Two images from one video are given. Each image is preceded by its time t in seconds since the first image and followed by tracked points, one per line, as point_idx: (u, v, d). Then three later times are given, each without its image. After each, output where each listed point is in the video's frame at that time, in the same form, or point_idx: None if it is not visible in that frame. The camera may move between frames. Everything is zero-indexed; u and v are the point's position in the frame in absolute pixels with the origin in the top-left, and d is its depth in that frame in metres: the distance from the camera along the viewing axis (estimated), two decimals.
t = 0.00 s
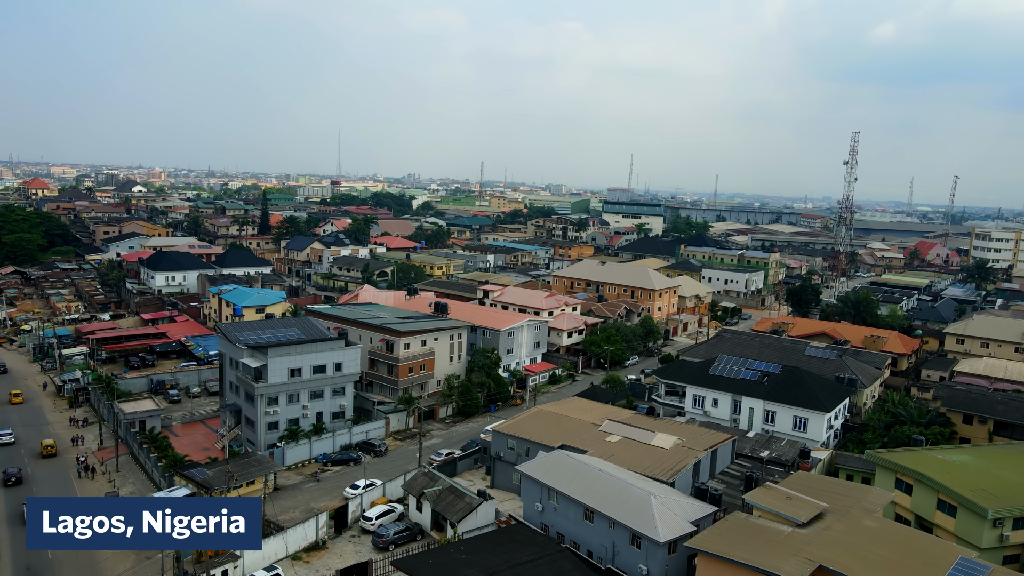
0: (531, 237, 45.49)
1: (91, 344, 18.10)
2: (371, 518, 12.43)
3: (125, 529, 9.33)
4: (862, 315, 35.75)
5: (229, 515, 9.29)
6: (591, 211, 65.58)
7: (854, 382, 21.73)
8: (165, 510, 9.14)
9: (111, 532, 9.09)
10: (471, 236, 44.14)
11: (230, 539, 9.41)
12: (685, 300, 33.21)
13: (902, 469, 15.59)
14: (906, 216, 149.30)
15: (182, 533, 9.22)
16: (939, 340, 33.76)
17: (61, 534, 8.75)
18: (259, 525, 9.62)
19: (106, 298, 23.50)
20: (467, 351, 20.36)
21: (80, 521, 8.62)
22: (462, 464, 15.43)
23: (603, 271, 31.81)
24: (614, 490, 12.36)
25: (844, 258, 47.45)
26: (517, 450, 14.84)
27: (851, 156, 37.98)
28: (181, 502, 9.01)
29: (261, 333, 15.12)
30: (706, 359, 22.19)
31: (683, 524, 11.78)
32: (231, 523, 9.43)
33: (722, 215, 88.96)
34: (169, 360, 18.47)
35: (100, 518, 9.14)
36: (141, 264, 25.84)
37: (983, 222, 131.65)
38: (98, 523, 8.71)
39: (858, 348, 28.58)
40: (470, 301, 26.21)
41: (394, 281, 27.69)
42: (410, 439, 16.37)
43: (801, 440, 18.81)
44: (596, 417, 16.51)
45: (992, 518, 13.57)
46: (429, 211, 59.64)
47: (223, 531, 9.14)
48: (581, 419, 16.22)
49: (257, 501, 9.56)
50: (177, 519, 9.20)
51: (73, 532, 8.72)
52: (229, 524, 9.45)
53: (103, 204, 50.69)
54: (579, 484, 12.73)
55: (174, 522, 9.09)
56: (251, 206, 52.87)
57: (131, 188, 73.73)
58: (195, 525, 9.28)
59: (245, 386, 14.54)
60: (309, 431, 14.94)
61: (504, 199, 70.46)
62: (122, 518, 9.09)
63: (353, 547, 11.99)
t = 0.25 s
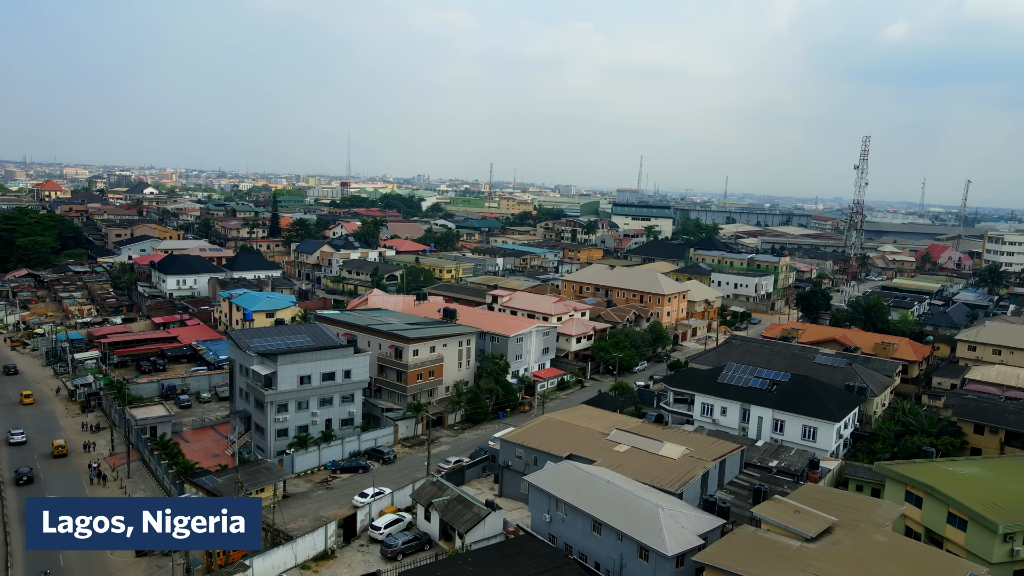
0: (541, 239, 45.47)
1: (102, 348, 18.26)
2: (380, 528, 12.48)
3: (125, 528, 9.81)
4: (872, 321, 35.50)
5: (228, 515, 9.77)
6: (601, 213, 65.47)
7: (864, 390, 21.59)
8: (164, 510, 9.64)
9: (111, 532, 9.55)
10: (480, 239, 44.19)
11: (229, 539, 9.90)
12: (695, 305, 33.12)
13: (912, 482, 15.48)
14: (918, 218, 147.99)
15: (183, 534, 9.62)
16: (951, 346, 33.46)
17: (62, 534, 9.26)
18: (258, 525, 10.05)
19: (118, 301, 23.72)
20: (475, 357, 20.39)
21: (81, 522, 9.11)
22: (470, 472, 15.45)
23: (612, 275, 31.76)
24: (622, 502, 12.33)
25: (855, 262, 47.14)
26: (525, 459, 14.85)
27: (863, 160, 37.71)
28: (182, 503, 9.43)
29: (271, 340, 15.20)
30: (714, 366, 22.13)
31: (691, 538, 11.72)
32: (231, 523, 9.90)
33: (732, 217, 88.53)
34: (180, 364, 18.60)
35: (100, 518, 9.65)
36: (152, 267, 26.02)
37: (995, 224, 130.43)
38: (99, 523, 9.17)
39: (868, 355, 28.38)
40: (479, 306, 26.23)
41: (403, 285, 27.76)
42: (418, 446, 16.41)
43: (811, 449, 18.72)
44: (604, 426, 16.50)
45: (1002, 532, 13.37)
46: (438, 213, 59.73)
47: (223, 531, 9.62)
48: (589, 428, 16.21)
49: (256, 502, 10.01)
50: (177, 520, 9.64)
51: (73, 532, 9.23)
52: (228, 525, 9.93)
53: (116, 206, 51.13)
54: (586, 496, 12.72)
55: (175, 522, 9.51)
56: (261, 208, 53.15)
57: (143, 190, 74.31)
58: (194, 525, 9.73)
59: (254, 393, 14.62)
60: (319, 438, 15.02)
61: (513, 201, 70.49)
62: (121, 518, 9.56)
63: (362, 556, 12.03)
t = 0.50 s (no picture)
0: (550, 243, 45.42)
1: (115, 353, 18.43)
2: (388, 538, 12.52)
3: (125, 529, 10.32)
4: (884, 327, 35.23)
5: (228, 515, 10.38)
6: (610, 215, 65.32)
7: (874, 400, 21.43)
8: (164, 510, 10.23)
9: (111, 532, 10.08)
10: (490, 241, 44.21)
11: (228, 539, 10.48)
12: (704, 310, 33.00)
13: (922, 496, 15.39)
14: (931, 219, 146.68)
15: (182, 533, 10.28)
16: (963, 353, 33.15)
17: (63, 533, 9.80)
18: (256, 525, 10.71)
19: (130, 305, 23.93)
20: (485, 364, 20.41)
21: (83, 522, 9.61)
22: (479, 482, 15.47)
23: (622, 281, 31.71)
24: (630, 516, 12.29)
25: (867, 267, 46.80)
26: (533, 470, 14.87)
27: (874, 166, 37.42)
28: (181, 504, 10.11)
29: (282, 348, 15.30)
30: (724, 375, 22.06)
31: (699, 553, 11.64)
32: (230, 523, 10.48)
33: (743, 219, 88.08)
34: (191, 369, 18.74)
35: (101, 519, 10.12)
36: (164, 271, 26.21)
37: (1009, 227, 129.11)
38: (99, 523, 9.67)
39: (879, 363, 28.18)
40: (488, 311, 26.26)
41: (413, 289, 27.82)
42: (427, 454, 16.45)
43: (820, 460, 18.61)
44: (613, 436, 16.48)
45: (1012, 549, 13.24)
46: (448, 215, 59.80)
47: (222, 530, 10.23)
48: (598, 439, 16.20)
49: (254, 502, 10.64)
50: (177, 520, 10.27)
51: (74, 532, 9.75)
52: (227, 524, 10.46)
53: (128, 208, 51.54)
54: (594, 509, 12.69)
55: (174, 522, 10.15)
56: (272, 210, 53.40)
57: (155, 192, 74.73)
58: (194, 525, 10.36)
59: (265, 401, 14.70)
60: (328, 446, 15.08)
61: (523, 202, 70.42)
62: (122, 519, 10.06)
63: (370, 567, 12.07)
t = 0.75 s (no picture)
0: (558, 245, 45.36)
1: (125, 357, 18.56)
2: (396, 548, 12.54)
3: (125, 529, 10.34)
4: (893, 333, 35.00)
5: (228, 515, 10.38)
6: (619, 217, 65.17)
7: (884, 409, 21.30)
8: (164, 510, 10.22)
9: (111, 532, 10.10)
10: (498, 244, 44.21)
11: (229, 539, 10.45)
12: (712, 314, 32.89)
13: (931, 509, 15.30)
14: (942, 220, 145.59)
15: (182, 533, 10.33)
16: (974, 359, 32.86)
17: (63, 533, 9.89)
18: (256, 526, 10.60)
19: (141, 308, 24.11)
20: (492, 369, 20.43)
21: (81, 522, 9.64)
22: (486, 489, 15.48)
23: (630, 285, 31.64)
24: (636, 528, 12.25)
25: (877, 270, 46.48)
26: (540, 479, 14.86)
27: (884, 170, 37.14)
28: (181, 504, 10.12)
29: (290, 355, 15.38)
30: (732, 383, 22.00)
31: (706, 565, 11.57)
32: (230, 522, 10.48)
33: (752, 220, 87.64)
34: (201, 373, 18.85)
35: (101, 518, 10.17)
36: (174, 274, 26.38)
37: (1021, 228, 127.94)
38: (98, 522, 9.69)
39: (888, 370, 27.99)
40: (496, 315, 26.25)
41: (421, 293, 27.87)
42: (435, 461, 16.47)
43: (828, 469, 18.53)
44: (620, 445, 16.47)
45: (1022, 565, 13.11)
46: (456, 217, 59.82)
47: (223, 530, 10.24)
48: (605, 447, 16.19)
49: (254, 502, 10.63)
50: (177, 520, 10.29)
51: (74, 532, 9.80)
52: (227, 524, 10.48)
53: (138, 210, 51.86)
54: (601, 520, 12.68)
55: (174, 522, 10.17)
56: (281, 212, 53.63)
57: (166, 193, 75.21)
58: (194, 524, 10.41)
59: (273, 408, 14.78)
60: (336, 453, 15.14)
61: (531, 203, 70.39)
62: (122, 519, 10.08)
63: None
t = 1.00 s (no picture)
0: (565, 245, 45.30)
1: (135, 358, 18.67)
2: (404, 553, 12.60)
3: (126, 528, 10.33)
4: (902, 335, 34.81)
5: (228, 515, 10.33)
6: (627, 216, 65.02)
7: (892, 415, 21.22)
8: (165, 510, 10.21)
9: (112, 532, 10.07)
10: (505, 243, 44.20)
11: (229, 538, 10.44)
12: (720, 316, 32.79)
13: (938, 518, 15.25)
14: (952, 219, 144.66)
15: (182, 533, 10.34)
16: (984, 362, 32.62)
17: (64, 533, 9.90)
18: (257, 526, 10.61)
19: (151, 309, 24.28)
20: (500, 373, 20.46)
21: (81, 521, 9.65)
22: (494, 494, 15.50)
23: (637, 287, 31.58)
24: (643, 536, 12.23)
25: (886, 272, 46.20)
26: (547, 484, 14.88)
27: (893, 171, 36.87)
28: (181, 504, 10.10)
29: (299, 360, 15.45)
30: (739, 388, 21.95)
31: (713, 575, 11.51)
32: (230, 522, 10.45)
33: (760, 219, 87.20)
34: (210, 374, 18.97)
35: (101, 519, 10.21)
36: (184, 274, 26.53)
37: None
38: (98, 522, 9.70)
39: (897, 374, 27.82)
40: (503, 317, 26.26)
41: (429, 294, 27.93)
42: (443, 465, 16.53)
43: (836, 476, 18.46)
44: (627, 451, 16.47)
45: None
46: (464, 216, 59.82)
47: (222, 530, 10.20)
48: (612, 453, 16.19)
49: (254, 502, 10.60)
50: (177, 519, 10.29)
51: (73, 532, 9.82)
52: (227, 524, 10.45)
53: (147, 209, 52.07)
54: (607, 528, 12.67)
55: (174, 522, 10.17)
56: (290, 211, 53.81)
57: (175, 192, 75.59)
58: (194, 525, 10.42)
59: (282, 412, 14.86)
60: (345, 457, 15.20)
61: (538, 202, 70.31)
62: (122, 518, 10.10)
63: None
